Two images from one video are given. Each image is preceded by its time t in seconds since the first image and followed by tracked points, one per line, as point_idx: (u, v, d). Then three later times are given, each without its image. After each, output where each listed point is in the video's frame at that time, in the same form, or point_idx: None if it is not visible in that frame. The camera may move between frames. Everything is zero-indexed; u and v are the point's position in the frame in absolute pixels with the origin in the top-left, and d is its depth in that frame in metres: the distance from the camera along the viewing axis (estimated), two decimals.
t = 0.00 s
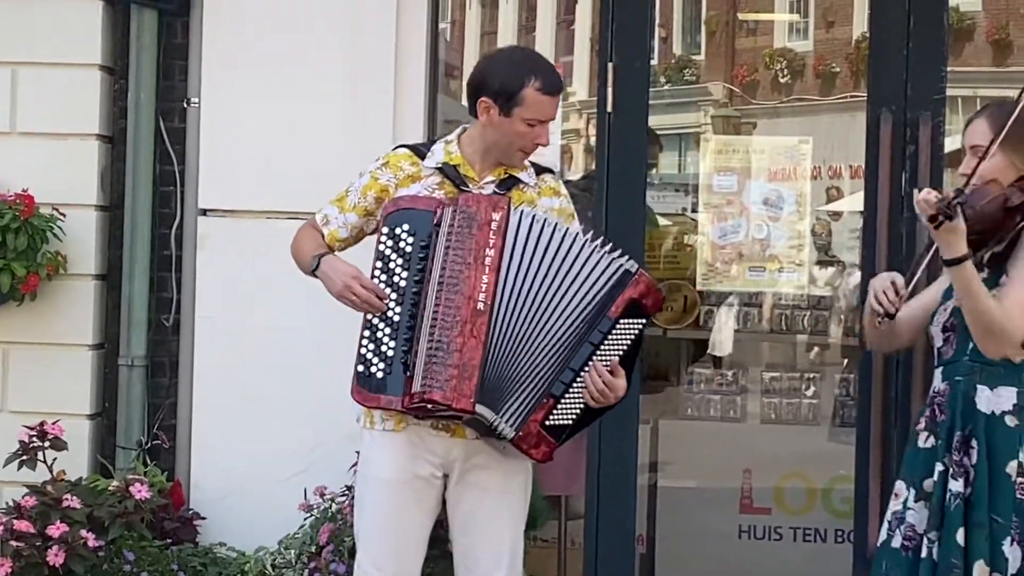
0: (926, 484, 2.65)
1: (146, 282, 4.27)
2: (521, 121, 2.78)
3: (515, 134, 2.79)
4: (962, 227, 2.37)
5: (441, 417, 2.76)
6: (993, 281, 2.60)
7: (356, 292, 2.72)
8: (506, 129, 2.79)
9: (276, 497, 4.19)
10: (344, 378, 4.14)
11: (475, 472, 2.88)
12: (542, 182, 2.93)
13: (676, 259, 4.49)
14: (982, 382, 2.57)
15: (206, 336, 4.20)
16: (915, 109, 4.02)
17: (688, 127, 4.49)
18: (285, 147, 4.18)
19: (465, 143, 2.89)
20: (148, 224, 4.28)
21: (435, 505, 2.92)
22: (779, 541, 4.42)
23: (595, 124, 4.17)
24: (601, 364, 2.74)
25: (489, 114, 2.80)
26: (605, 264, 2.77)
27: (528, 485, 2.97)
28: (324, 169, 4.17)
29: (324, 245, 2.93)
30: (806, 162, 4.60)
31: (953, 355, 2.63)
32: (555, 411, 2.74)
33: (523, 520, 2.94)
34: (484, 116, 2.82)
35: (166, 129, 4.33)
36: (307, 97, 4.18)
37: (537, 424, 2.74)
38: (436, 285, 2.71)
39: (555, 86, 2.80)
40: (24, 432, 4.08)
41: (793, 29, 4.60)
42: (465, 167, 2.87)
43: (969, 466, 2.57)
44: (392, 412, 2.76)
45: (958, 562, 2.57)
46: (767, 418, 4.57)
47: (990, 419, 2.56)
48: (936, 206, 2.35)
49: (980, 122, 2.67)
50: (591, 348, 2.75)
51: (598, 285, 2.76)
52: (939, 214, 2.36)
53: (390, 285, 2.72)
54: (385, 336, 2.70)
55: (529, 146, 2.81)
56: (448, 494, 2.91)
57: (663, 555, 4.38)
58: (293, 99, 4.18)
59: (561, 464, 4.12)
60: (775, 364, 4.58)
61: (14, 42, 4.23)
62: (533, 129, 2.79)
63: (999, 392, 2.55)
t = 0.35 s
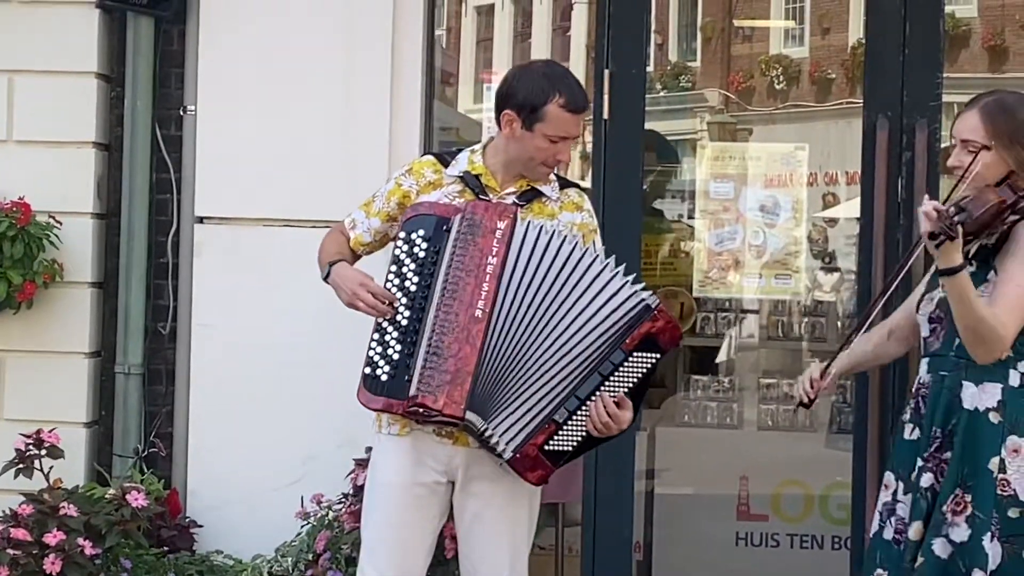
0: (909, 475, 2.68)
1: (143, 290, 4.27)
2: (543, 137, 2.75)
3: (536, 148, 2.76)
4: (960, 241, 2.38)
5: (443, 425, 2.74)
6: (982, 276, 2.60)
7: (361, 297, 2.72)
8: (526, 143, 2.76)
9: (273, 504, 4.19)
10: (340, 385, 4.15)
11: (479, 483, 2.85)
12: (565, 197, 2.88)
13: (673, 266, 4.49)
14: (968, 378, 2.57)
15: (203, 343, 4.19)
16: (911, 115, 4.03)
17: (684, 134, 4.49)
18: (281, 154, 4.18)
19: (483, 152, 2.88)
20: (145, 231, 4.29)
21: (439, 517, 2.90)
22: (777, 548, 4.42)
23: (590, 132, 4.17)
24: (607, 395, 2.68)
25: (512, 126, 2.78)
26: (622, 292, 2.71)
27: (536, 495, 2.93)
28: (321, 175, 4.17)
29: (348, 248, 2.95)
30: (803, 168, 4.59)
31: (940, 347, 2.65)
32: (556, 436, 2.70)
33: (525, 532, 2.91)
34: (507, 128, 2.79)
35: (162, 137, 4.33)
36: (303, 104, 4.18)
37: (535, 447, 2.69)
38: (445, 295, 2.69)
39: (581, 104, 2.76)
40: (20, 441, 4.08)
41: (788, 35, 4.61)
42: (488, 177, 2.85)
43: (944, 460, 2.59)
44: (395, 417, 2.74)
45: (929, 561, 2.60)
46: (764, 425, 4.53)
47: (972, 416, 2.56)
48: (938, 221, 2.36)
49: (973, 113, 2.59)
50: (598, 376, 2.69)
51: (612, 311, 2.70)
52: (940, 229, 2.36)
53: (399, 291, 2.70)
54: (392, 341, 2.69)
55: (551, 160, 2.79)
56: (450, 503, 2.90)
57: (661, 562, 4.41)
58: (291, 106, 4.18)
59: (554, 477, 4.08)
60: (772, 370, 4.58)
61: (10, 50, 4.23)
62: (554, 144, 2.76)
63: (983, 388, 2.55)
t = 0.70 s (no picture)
0: (903, 479, 2.57)
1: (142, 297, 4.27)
2: (547, 152, 2.67)
3: (539, 163, 2.69)
4: None
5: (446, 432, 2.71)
6: (971, 278, 2.54)
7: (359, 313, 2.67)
8: (529, 157, 2.69)
9: (273, 510, 4.19)
10: (341, 391, 4.15)
11: (481, 487, 2.84)
12: (561, 208, 2.81)
13: (671, 272, 4.51)
14: (968, 380, 2.53)
15: (203, 349, 4.20)
16: (909, 119, 4.03)
17: (681, 140, 4.49)
18: (281, 159, 4.18)
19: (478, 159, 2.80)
20: (144, 239, 4.28)
21: (439, 521, 2.90)
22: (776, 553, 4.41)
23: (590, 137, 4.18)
24: (612, 401, 2.61)
25: (513, 140, 2.70)
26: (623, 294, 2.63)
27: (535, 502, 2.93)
28: (321, 181, 4.17)
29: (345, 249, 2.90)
30: (801, 173, 4.60)
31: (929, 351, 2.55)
32: (562, 446, 2.64)
33: (524, 536, 2.91)
34: (510, 141, 2.71)
35: (161, 144, 4.33)
36: (302, 110, 4.18)
37: (541, 458, 2.64)
38: (443, 304, 2.61)
39: (585, 118, 2.69)
40: (20, 448, 4.08)
41: (786, 40, 4.60)
42: (487, 184, 2.77)
43: (952, 464, 2.52)
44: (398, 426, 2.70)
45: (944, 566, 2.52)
46: (763, 430, 4.55)
47: (977, 418, 2.52)
48: None
49: (960, 116, 2.57)
50: (602, 384, 2.62)
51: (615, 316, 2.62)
52: None
53: (398, 298, 2.63)
54: (393, 348, 2.61)
55: (552, 175, 2.71)
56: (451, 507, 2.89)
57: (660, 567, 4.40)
58: (290, 112, 4.18)
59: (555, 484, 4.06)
60: (771, 376, 4.56)
61: (9, 57, 4.23)
62: (558, 159, 2.68)
63: (983, 390, 2.53)
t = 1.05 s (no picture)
0: (877, 477, 2.64)
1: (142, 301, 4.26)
2: (518, 150, 2.69)
3: (513, 161, 2.71)
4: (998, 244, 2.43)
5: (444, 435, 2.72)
6: (940, 278, 2.59)
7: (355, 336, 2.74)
8: (503, 156, 2.71)
9: (274, 514, 4.19)
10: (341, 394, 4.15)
11: (480, 486, 2.84)
12: (535, 197, 2.84)
13: (670, 275, 4.53)
14: (936, 378, 2.59)
15: (202, 354, 4.20)
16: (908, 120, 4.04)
17: (680, 142, 4.50)
18: (280, 163, 4.18)
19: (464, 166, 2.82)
20: (144, 244, 4.28)
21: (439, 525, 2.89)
22: (778, 555, 4.36)
23: (590, 139, 4.18)
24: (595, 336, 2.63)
25: (486, 142, 2.72)
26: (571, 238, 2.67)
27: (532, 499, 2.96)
28: (320, 184, 4.17)
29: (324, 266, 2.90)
30: (800, 177, 4.60)
31: (897, 351, 2.63)
32: (575, 404, 2.64)
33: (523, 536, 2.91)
34: (481, 144, 2.74)
35: (161, 148, 4.33)
36: (302, 114, 4.18)
37: (561, 420, 2.64)
38: (425, 306, 2.65)
39: (553, 112, 2.71)
40: (20, 453, 4.08)
41: (785, 43, 4.64)
42: (460, 184, 2.80)
43: (932, 461, 2.58)
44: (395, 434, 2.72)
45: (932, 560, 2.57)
46: (763, 432, 4.56)
47: (944, 417, 2.58)
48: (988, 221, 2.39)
49: (928, 121, 2.63)
50: (584, 326, 2.65)
51: (570, 262, 2.66)
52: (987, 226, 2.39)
53: (382, 306, 2.66)
54: (382, 358, 2.65)
55: (528, 172, 2.73)
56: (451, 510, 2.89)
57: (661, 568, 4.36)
58: (289, 116, 4.18)
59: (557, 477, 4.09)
60: (772, 378, 4.57)
61: (9, 62, 4.24)
62: (531, 156, 2.71)
63: (952, 388, 2.58)
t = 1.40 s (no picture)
0: (852, 484, 2.66)
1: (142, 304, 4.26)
2: (477, 142, 2.70)
3: (475, 155, 2.71)
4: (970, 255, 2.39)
5: (436, 437, 2.73)
6: (922, 286, 2.60)
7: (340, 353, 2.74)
8: (463, 151, 2.71)
9: (274, 516, 4.19)
10: (342, 395, 4.17)
11: (471, 487, 2.84)
12: (502, 190, 2.82)
13: (671, 274, 4.46)
14: (919, 386, 2.59)
15: (203, 356, 4.20)
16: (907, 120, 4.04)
17: (680, 142, 4.51)
18: (280, 166, 4.19)
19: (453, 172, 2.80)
20: (144, 246, 4.27)
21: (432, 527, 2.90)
22: (780, 554, 4.34)
23: (591, 141, 4.20)
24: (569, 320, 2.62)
25: (444, 141, 2.73)
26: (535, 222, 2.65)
27: (524, 493, 2.95)
28: (320, 185, 4.18)
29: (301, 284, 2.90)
30: (801, 176, 4.64)
31: (882, 358, 2.63)
32: (553, 389, 2.63)
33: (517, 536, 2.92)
34: (439, 143, 2.73)
35: (161, 150, 4.33)
36: (302, 118, 4.18)
37: (542, 407, 2.63)
38: (404, 311, 2.64)
39: (503, 99, 2.73)
40: (21, 456, 4.08)
41: (785, 42, 4.66)
42: (425, 186, 2.80)
43: (902, 468, 2.59)
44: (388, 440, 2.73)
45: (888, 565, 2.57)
46: (764, 432, 4.58)
47: (927, 422, 2.57)
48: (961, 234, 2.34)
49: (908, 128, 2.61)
50: (556, 312, 2.63)
51: (537, 247, 2.64)
52: (959, 241, 2.35)
53: (363, 314, 2.64)
54: (367, 366, 2.64)
55: (491, 163, 2.73)
56: (442, 512, 2.90)
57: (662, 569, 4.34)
58: (288, 118, 4.19)
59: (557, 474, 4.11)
60: (772, 378, 4.61)
61: (9, 65, 4.24)
62: (490, 145, 2.71)
63: (935, 395, 2.57)
